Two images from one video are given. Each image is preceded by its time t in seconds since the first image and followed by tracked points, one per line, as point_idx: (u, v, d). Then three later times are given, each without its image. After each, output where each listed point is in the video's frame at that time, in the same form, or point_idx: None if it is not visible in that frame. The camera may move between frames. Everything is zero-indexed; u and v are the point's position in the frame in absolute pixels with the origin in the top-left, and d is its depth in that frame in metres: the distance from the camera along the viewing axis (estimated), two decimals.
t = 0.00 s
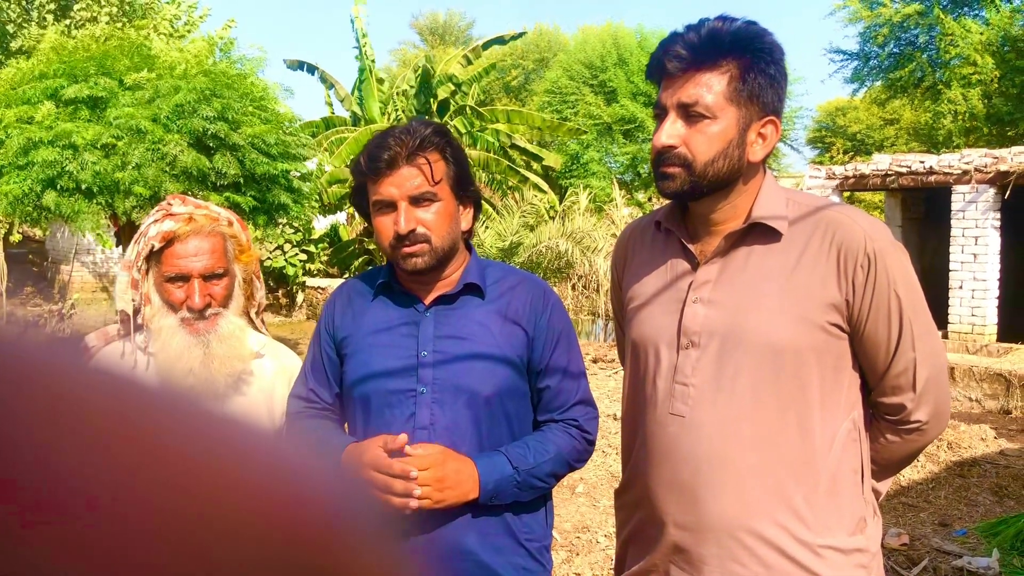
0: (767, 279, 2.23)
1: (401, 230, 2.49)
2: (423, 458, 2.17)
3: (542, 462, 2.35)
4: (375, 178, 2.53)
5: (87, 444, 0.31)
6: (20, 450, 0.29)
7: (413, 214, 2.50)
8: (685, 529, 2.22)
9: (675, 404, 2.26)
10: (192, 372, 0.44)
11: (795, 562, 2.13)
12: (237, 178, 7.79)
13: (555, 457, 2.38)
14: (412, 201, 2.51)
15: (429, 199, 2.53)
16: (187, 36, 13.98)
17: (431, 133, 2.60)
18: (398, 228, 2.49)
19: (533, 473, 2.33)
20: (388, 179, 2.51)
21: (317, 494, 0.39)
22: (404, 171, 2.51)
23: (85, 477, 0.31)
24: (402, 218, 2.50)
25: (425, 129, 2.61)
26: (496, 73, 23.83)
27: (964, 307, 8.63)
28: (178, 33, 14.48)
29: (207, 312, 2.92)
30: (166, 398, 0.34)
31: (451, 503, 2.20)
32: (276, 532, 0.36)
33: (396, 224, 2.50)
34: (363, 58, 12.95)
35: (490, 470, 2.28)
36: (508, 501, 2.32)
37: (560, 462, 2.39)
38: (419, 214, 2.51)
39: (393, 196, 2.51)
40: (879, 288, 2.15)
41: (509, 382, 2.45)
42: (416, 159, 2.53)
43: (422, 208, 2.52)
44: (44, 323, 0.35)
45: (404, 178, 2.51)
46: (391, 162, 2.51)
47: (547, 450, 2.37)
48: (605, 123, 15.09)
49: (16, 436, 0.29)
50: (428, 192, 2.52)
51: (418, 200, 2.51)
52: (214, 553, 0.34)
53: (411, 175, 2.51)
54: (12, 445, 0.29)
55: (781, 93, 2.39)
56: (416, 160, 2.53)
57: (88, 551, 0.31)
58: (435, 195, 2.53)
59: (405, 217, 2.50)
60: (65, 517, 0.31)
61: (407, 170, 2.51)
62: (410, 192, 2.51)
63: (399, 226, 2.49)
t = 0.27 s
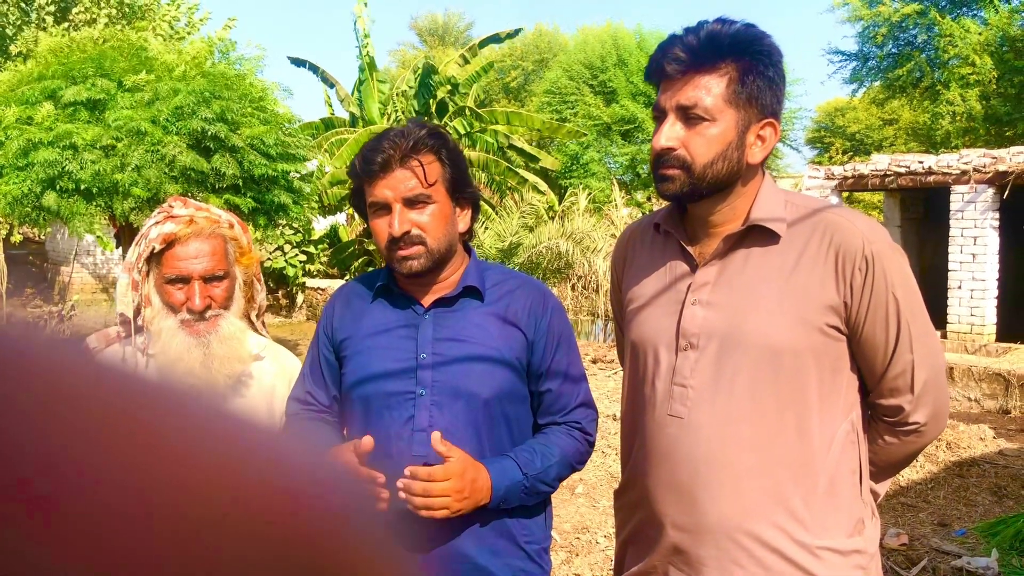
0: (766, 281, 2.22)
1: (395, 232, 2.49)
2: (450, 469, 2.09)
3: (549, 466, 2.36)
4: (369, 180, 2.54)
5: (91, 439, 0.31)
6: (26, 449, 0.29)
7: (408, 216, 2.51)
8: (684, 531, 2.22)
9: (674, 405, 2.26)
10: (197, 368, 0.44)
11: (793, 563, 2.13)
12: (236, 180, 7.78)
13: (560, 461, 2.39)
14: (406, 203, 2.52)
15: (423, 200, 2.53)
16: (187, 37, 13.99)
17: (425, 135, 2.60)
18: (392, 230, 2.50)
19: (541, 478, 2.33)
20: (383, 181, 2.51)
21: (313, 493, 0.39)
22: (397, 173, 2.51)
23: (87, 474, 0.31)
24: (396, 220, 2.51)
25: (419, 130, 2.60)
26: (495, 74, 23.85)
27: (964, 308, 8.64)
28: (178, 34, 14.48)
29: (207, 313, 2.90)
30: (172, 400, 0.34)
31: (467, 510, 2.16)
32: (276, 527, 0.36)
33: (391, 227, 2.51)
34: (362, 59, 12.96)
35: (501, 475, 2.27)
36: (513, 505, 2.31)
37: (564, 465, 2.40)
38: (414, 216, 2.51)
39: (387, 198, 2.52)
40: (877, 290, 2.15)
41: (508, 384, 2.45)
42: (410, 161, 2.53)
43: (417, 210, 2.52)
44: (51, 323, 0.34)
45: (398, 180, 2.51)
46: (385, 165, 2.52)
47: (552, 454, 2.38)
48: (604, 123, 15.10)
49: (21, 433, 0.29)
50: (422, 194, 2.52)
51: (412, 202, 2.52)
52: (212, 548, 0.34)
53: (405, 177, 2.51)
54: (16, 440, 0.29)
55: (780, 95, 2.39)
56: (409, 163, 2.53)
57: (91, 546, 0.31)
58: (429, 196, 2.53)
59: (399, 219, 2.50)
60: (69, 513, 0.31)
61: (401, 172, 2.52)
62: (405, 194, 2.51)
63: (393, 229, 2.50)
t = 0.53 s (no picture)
0: (764, 281, 2.22)
1: (389, 231, 2.50)
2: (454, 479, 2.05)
3: (551, 470, 2.36)
4: (364, 179, 2.54)
5: (91, 438, 0.29)
6: (23, 448, 0.27)
7: (402, 216, 2.51)
8: (683, 531, 2.22)
9: (673, 406, 2.26)
10: (198, 365, 0.43)
11: (792, 564, 2.13)
12: (237, 181, 7.79)
13: (561, 464, 2.40)
14: (400, 202, 2.52)
15: (417, 199, 2.53)
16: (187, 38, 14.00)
17: (420, 134, 2.60)
18: (387, 230, 2.50)
19: (543, 483, 2.34)
20: (377, 180, 2.51)
21: (322, 490, 0.37)
22: (391, 172, 2.51)
23: (85, 472, 0.29)
24: (390, 220, 2.51)
25: (414, 129, 2.61)
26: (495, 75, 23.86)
27: (965, 307, 8.63)
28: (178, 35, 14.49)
29: (205, 314, 2.90)
30: (179, 398, 0.32)
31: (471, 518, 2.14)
32: (283, 523, 0.34)
33: (385, 226, 2.51)
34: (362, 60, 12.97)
35: (503, 480, 2.27)
36: (516, 509, 2.31)
37: (566, 467, 2.41)
38: (408, 215, 2.52)
39: (382, 198, 2.52)
40: (877, 290, 2.15)
41: (507, 385, 2.46)
42: (403, 160, 2.53)
43: (411, 209, 2.52)
44: (49, 322, 0.33)
45: (392, 179, 2.51)
46: (379, 164, 2.51)
47: (554, 458, 2.39)
48: (605, 123, 15.10)
49: (20, 429, 0.28)
50: (416, 193, 2.52)
51: (406, 201, 2.52)
52: (220, 547, 0.32)
53: (400, 176, 2.51)
54: (12, 435, 0.27)
55: (778, 94, 2.39)
56: (403, 162, 2.52)
57: (91, 548, 0.29)
58: (424, 196, 2.53)
59: (393, 219, 2.51)
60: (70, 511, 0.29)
61: (395, 171, 2.52)
62: (399, 193, 2.51)
63: (387, 228, 2.50)
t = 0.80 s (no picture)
0: (763, 282, 2.22)
1: (386, 231, 2.50)
2: (445, 485, 1.98)
3: (548, 473, 2.36)
4: (361, 180, 2.54)
5: (90, 434, 0.29)
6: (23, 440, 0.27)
7: (398, 216, 2.51)
8: (683, 532, 2.22)
9: (672, 407, 2.25)
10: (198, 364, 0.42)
11: (793, 565, 2.13)
12: (238, 182, 7.79)
13: (559, 467, 2.40)
14: (397, 203, 2.51)
15: (414, 200, 2.53)
16: (189, 39, 14.01)
17: (418, 135, 2.60)
18: (383, 230, 2.50)
19: (540, 485, 2.34)
20: (375, 180, 2.51)
21: (325, 485, 0.36)
22: (388, 172, 2.52)
23: (85, 463, 0.29)
24: (387, 220, 2.51)
25: (413, 130, 2.61)
26: (496, 76, 23.85)
27: (966, 307, 8.62)
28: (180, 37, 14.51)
29: (202, 314, 2.89)
30: (181, 394, 0.32)
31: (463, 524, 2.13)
32: (289, 518, 0.34)
33: (381, 226, 2.51)
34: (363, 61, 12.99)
35: (499, 484, 2.26)
36: (514, 512, 2.31)
37: (563, 471, 2.41)
38: (405, 216, 2.51)
39: (378, 198, 2.51)
40: (877, 291, 2.15)
41: (506, 386, 2.45)
42: (401, 160, 2.53)
43: (408, 209, 2.52)
44: (49, 319, 0.32)
45: (389, 179, 2.51)
46: (376, 165, 2.51)
47: (552, 460, 2.39)
48: (606, 124, 15.10)
49: (20, 424, 0.27)
50: (413, 193, 2.52)
51: (403, 202, 2.52)
52: (224, 541, 0.31)
53: (397, 176, 2.51)
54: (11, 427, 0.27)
55: (778, 95, 2.39)
56: (400, 162, 2.53)
57: (94, 543, 0.29)
58: (420, 196, 2.53)
59: (390, 219, 2.50)
60: (71, 506, 0.28)
61: (393, 171, 2.52)
62: (396, 193, 2.51)
63: (384, 228, 2.50)
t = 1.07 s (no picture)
0: (764, 282, 2.22)
1: (383, 224, 2.50)
2: (435, 482, 2.04)
3: (545, 473, 2.36)
4: (361, 173, 2.55)
5: (90, 434, 0.29)
6: (23, 445, 0.27)
7: (396, 210, 2.51)
8: (682, 533, 2.22)
9: (672, 407, 2.25)
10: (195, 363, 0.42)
11: (793, 565, 2.13)
12: (239, 182, 7.80)
13: (556, 467, 2.40)
14: (395, 196, 2.52)
15: (412, 194, 2.53)
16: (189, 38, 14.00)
17: (418, 131, 2.61)
18: (380, 223, 2.50)
19: (537, 485, 2.34)
20: (374, 173, 2.52)
21: (323, 485, 0.36)
22: (388, 166, 2.52)
23: (86, 462, 0.28)
24: (383, 213, 2.51)
25: (414, 126, 2.62)
26: (497, 75, 23.84)
27: (967, 307, 8.61)
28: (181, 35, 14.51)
29: (199, 311, 2.91)
30: (181, 394, 0.32)
31: (456, 522, 2.18)
32: (289, 518, 0.34)
33: (379, 219, 2.51)
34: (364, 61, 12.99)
35: (495, 484, 2.27)
36: (511, 512, 2.32)
37: (561, 470, 2.41)
38: (402, 210, 2.51)
39: (377, 191, 2.52)
40: (878, 290, 2.15)
41: (505, 386, 2.46)
42: (402, 153, 2.54)
43: (405, 203, 2.53)
44: (49, 318, 0.32)
45: (389, 172, 2.52)
46: (376, 157, 2.53)
47: (549, 460, 2.39)
48: (607, 123, 15.10)
49: (19, 427, 0.27)
50: (412, 187, 2.53)
51: (401, 196, 2.52)
52: (225, 543, 0.31)
53: (397, 170, 2.52)
54: (12, 427, 0.27)
55: (778, 93, 2.39)
56: (400, 155, 2.54)
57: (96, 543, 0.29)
58: (419, 190, 2.53)
59: (387, 212, 2.51)
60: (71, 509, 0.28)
61: (392, 164, 2.52)
62: (394, 187, 2.52)
63: (380, 221, 2.50)
